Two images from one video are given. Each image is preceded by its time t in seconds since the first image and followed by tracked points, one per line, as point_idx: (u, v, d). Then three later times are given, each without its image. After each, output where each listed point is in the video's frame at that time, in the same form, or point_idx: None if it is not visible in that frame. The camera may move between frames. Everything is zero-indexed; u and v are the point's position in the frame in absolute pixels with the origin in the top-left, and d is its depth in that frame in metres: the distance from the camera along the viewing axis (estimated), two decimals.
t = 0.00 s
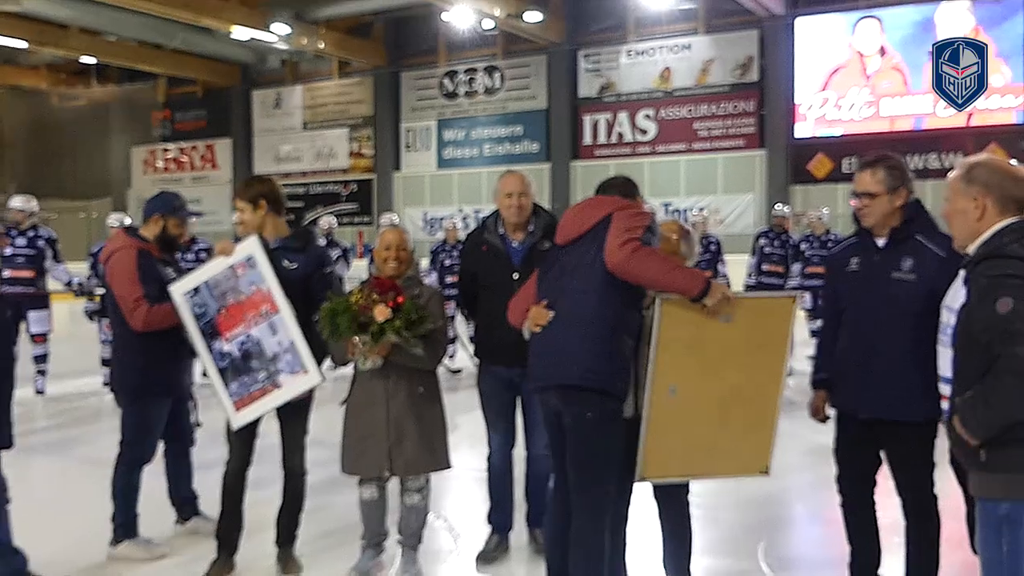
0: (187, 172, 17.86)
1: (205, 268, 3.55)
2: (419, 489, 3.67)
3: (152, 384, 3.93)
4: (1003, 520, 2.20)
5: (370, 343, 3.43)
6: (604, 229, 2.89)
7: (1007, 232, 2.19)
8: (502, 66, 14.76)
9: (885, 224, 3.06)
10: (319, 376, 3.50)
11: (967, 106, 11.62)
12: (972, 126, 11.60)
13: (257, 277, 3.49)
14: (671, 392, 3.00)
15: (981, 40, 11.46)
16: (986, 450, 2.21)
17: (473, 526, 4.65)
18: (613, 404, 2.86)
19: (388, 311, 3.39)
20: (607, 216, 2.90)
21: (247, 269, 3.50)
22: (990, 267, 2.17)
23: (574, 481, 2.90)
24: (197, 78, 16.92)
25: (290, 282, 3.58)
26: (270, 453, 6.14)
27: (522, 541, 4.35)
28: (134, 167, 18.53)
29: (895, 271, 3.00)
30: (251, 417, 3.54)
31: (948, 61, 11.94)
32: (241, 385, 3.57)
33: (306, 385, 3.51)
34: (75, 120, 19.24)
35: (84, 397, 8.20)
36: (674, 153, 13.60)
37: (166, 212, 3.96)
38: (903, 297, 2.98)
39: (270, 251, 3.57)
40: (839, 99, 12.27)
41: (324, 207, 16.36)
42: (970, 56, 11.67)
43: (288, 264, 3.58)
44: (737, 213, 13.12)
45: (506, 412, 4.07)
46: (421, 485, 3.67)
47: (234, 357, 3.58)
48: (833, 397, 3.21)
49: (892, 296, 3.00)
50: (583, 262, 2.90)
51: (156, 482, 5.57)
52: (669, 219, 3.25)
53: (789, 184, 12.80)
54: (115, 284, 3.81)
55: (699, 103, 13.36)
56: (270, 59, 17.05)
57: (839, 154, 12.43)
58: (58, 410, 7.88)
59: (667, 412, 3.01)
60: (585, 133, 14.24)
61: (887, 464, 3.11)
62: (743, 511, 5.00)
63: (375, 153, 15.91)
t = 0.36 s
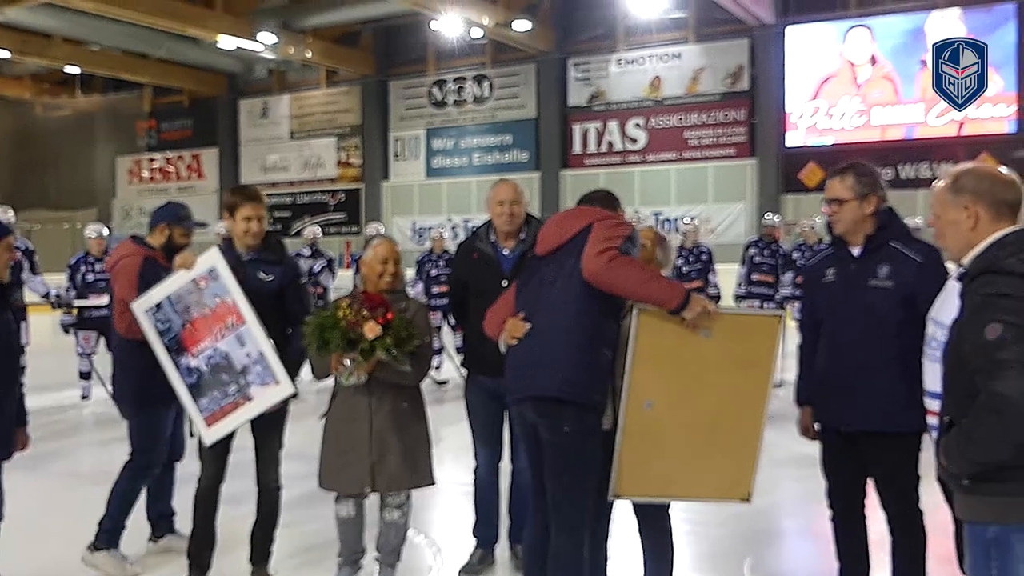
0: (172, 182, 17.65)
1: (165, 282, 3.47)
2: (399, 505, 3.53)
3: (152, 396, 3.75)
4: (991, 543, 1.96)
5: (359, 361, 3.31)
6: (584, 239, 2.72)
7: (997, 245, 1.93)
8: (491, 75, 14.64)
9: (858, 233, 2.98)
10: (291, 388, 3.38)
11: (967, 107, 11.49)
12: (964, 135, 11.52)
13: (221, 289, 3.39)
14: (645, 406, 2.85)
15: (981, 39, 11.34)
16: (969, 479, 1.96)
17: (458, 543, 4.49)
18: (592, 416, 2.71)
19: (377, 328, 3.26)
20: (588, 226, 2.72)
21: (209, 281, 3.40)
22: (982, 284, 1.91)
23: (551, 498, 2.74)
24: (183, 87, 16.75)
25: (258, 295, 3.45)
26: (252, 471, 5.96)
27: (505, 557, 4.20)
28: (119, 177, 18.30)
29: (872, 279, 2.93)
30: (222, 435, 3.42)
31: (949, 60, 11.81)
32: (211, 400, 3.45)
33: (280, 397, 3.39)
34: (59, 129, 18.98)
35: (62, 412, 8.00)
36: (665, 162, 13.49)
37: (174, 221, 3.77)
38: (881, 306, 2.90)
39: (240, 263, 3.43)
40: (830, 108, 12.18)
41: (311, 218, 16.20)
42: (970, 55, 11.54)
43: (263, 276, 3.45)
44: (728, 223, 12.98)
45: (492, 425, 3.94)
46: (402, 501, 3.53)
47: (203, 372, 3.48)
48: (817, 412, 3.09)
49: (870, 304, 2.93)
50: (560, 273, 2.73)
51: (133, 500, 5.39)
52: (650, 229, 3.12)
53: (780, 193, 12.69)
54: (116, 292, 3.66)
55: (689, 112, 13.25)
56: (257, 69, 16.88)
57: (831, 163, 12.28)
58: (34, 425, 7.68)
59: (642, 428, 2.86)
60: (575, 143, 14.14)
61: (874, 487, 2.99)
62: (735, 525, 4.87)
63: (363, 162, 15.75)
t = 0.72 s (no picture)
0: (170, 188, 17.59)
1: (137, 288, 3.50)
2: (387, 516, 3.51)
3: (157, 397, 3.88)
4: (975, 564, 2.01)
5: (351, 368, 3.32)
6: (547, 248, 2.77)
7: (973, 260, 1.96)
8: (489, 81, 14.59)
9: (842, 240, 3.07)
10: (271, 393, 3.46)
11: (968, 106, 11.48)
12: (965, 142, 11.48)
13: (195, 294, 3.47)
14: (626, 421, 2.89)
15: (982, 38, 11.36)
16: (953, 500, 2.00)
17: (449, 551, 4.47)
18: (571, 430, 2.75)
19: (366, 332, 3.28)
20: (553, 232, 2.77)
21: (184, 286, 3.47)
22: (958, 303, 1.93)
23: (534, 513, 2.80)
24: (181, 93, 16.70)
25: (238, 302, 3.58)
26: (246, 483, 5.87)
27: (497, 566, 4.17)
28: (117, 183, 18.22)
29: (856, 287, 3.01)
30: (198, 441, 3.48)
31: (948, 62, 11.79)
32: (187, 407, 3.50)
33: (258, 403, 3.46)
34: (56, 134, 18.87)
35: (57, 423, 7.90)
36: (664, 169, 13.43)
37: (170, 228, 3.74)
38: (865, 314, 2.99)
39: (223, 269, 3.59)
40: (830, 115, 12.12)
41: (309, 224, 16.13)
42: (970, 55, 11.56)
43: (246, 285, 3.58)
44: (728, 230, 12.88)
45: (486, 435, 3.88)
46: (390, 512, 3.51)
47: (178, 378, 3.51)
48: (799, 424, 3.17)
49: (851, 312, 3.03)
50: (531, 285, 2.78)
51: (125, 510, 5.32)
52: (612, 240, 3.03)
53: (780, 200, 12.64)
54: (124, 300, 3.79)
55: (689, 119, 13.20)
56: (254, 75, 16.81)
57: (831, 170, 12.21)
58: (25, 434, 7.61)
59: (622, 444, 2.90)
60: (574, 149, 14.05)
61: (861, 501, 3.07)
62: (729, 533, 4.84)
63: (361, 168, 15.69)
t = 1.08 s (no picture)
0: (176, 191, 17.62)
1: (123, 294, 3.49)
2: (381, 520, 3.48)
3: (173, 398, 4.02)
4: (956, 570, 2.07)
5: (347, 369, 3.28)
6: (546, 258, 2.74)
7: (942, 265, 2.05)
8: (494, 84, 14.56)
9: (835, 245, 3.03)
10: (266, 392, 3.44)
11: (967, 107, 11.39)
12: (972, 146, 11.41)
13: (186, 296, 3.46)
14: (609, 436, 2.89)
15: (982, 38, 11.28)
16: (934, 506, 2.08)
17: (445, 555, 4.45)
18: (553, 433, 2.73)
19: (360, 333, 3.23)
20: (554, 243, 2.73)
21: (173, 289, 3.48)
22: (927, 309, 2.03)
23: (516, 516, 2.77)
24: (187, 96, 16.72)
25: (229, 302, 3.59)
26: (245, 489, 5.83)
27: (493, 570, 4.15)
28: (122, 185, 18.25)
29: (849, 292, 2.98)
30: (193, 443, 3.47)
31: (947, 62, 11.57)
32: (180, 411, 3.49)
33: (255, 402, 3.44)
34: (62, 136, 18.88)
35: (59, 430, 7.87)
36: (669, 173, 13.39)
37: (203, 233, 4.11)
38: (857, 319, 2.96)
39: (212, 270, 3.60)
40: (836, 119, 12.07)
41: (314, 228, 16.10)
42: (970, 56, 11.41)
43: (236, 286, 3.60)
44: (734, 233, 12.82)
45: (478, 441, 3.83)
46: (385, 516, 3.49)
47: (170, 382, 3.51)
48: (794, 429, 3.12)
49: (845, 317, 2.98)
50: (525, 285, 2.77)
51: (124, 514, 5.30)
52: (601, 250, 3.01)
53: (786, 204, 12.59)
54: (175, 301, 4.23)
55: (695, 122, 13.16)
56: (260, 78, 16.81)
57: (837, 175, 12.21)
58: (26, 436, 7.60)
59: (604, 459, 2.91)
60: (580, 153, 14.03)
61: (857, 509, 3.01)
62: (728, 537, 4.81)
63: (367, 172, 15.68)
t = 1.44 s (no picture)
0: (185, 191, 17.68)
1: (126, 292, 3.50)
2: (382, 519, 3.49)
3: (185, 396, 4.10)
4: (937, 563, 2.16)
5: (347, 367, 3.30)
6: (544, 256, 2.74)
7: (937, 262, 2.12)
8: (503, 84, 14.56)
9: (837, 245, 3.03)
10: (268, 392, 3.47)
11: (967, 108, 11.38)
12: (981, 147, 11.37)
13: (189, 295, 3.49)
14: (604, 435, 2.89)
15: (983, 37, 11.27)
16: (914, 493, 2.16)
17: (446, 555, 4.47)
18: (551, 433, 2.74)
19: (359, 331, 3.25)
20: (551, 242, 2.74)
21: (176, 288, 3.49)
22: (919, 301, 2.11)
23: (515, 517, 2.78)
24: (196, 96, 16.77)
25: (231, 303, 3.61)
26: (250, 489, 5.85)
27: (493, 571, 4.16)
28: (132, 185, 18.32)
29: (850, 293, 2.97)
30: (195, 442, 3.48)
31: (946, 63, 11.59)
32: (181, 410, 3.51)
33: (256, 402, 3.47)
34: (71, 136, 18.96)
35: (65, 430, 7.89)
36: (677, 173, 13.37)
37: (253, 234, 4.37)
38: (857, 320, 2.95)
39: (215, 271, 3.62)
40: (844, 119, 12.04)
41: (322, 228, 16.13)
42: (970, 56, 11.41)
43: (238, 286, 3.63)
44: (742, 234, 12.80)
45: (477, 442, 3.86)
46: (385, 515, 3.50)
47: (172, 381, 3.52)
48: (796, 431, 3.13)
49: (845, 318, 2.98)
50: (522, 284, 2.77)
51: (130, 514, 5.32)
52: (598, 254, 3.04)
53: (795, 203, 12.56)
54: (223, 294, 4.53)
55: (703, 122, 13.14)
56: (269, 78, 16.84)
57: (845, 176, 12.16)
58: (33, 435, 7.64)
59: (600, 458, 2.90)
60: (588, 153, 14.02)
61: (856, 512, 3.02)
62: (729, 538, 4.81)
63: (375, 172, 15.70)
